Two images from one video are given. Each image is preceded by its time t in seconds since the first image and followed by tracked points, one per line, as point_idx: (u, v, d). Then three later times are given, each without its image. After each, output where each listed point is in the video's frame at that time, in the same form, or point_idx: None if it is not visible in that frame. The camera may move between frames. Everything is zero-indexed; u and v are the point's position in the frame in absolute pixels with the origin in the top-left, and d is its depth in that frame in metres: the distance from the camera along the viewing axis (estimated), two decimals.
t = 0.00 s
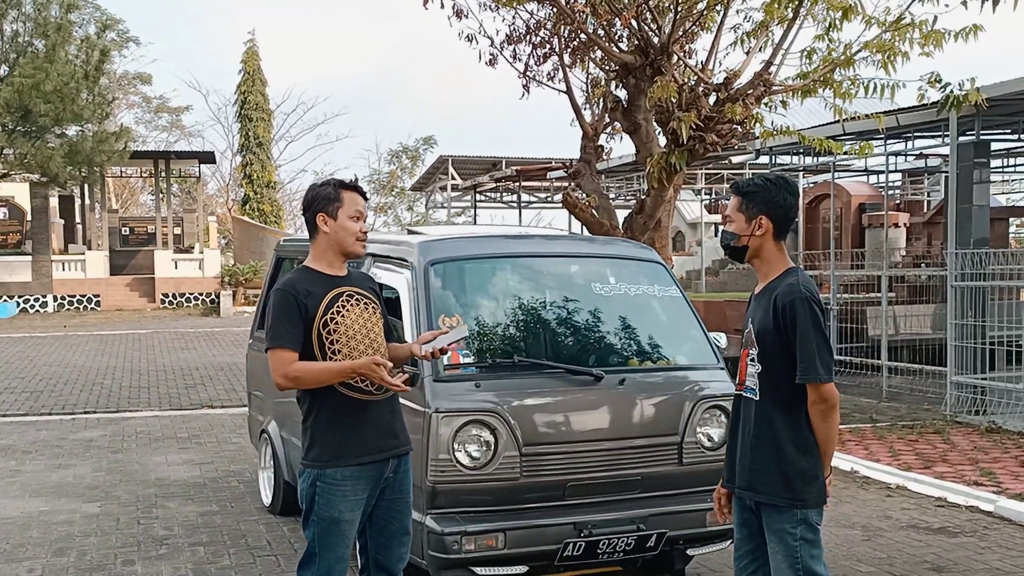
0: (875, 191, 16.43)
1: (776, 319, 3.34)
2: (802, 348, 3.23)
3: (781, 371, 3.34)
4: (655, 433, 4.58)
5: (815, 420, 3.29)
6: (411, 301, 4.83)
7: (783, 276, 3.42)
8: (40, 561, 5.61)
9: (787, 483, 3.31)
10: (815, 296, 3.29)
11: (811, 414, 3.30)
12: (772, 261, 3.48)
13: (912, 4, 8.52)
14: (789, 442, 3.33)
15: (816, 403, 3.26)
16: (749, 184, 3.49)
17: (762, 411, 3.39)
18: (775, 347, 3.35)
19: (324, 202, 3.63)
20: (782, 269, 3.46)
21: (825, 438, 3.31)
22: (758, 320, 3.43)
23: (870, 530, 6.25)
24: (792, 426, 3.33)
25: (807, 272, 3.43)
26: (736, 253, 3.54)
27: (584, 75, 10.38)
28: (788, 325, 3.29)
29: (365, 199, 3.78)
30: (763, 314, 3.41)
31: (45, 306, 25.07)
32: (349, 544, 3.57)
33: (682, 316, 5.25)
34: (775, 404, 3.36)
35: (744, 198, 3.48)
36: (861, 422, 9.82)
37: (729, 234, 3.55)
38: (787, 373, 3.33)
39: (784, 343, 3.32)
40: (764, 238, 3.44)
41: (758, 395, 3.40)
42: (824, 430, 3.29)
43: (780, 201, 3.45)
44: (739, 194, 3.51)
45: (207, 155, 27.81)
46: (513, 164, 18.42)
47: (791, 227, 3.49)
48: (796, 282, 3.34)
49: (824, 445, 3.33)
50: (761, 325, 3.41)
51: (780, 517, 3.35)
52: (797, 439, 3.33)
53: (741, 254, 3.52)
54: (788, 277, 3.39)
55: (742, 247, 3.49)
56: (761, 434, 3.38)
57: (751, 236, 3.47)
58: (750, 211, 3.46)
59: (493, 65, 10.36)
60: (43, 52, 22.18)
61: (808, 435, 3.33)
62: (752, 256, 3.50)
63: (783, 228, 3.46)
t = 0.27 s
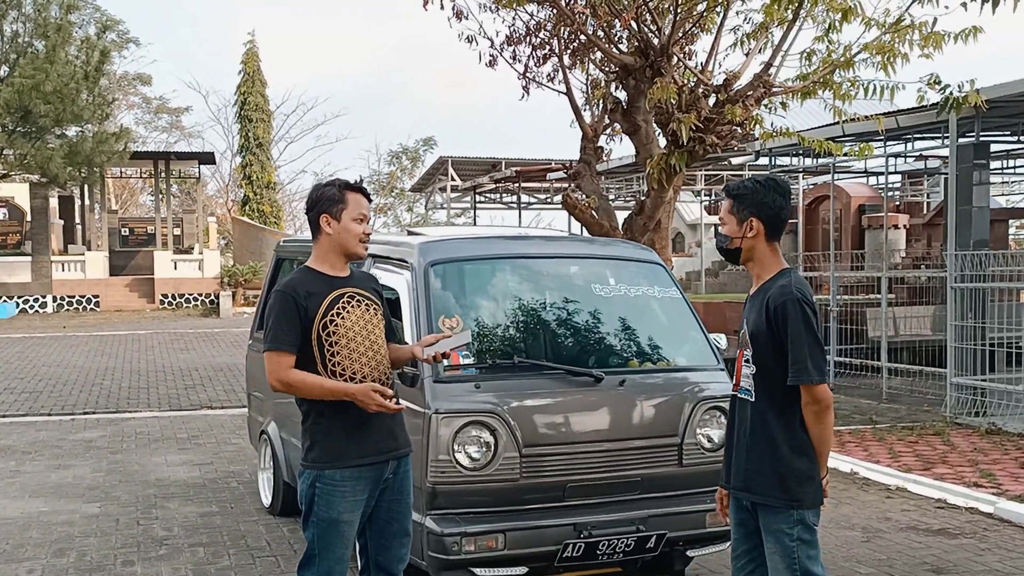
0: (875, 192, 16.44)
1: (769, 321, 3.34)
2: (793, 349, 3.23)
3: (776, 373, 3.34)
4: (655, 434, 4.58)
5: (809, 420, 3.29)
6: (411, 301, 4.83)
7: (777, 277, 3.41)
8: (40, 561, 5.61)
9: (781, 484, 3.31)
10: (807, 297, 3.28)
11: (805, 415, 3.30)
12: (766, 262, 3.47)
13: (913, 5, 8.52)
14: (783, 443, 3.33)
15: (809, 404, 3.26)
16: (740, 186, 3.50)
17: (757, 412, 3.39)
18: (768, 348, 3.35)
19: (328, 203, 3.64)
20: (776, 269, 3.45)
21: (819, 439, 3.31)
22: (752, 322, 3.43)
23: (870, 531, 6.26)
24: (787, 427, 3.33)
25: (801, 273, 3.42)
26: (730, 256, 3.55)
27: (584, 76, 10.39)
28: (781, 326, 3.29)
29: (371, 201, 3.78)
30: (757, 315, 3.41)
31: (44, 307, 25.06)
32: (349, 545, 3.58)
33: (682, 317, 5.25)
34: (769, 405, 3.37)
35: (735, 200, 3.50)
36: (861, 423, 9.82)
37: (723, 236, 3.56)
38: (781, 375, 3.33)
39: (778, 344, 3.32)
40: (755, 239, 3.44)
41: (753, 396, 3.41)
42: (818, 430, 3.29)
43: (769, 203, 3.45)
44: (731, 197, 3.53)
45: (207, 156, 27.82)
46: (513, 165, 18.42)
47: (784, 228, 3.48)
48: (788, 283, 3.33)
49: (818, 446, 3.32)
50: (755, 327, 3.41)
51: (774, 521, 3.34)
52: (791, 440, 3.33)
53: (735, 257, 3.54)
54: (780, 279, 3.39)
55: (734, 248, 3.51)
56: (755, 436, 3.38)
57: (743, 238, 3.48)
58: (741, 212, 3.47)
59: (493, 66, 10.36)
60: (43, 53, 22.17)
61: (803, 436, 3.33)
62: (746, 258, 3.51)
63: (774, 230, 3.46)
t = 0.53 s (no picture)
0: (875, 195, 16.44)
1: (768, 325, 3.34)
2: (793, 353, 3.23)
3: (776, 377, 3.35)
4: (654, 436, 4.58)
5: (812, 423, 3.30)
6: (412, 303, 4.82)
7: (774, 280, 3.41)
8: (39, 562, 5.61)
9: (785, 488, 3.32)
10: (806, 300, 3.28)
11: (808, 418, 3.30)
12: (762, 266, 3.48)
13: (913, 8, 8.53)
14: (785, 448, 3.33)
15: (811, 407, 3.27)
16: (731, 192, 3.51)
17: (758, 416, 3.40)
18: (768, 354, 3.35)
19: (332, 204, 3.64)
20: (774, 273, 3.46)
21: (822, 442, 3.31)
22: (751, 328, 3.43)
23: (870, 534, 6.26)
24: (789, 431, 3.34)
25: (799, 276, 3.42)
26: (726, 263, 3.57)
27: (584, 79, 10.40)
28: (780, 330, 3.30)
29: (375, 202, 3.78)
30: (756, 321, 3.41)
31: (45, 308, 25.07)
32: (348, 547, 3.57)
33: (683, 319, 5.25)
34: (770, 410, 3.37)
35: (725, 207, 3.51)
36: (861, 425, 9.82)
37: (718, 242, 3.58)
38: (782, 379, 3.33)
39: (778, 348, 3.32)
40: (748, 243, 3.44)
41: (755, 401, 3.41)
42: (821, 433, 3.29)
43: (760, 208, 3.45)
44: (722, 203, 3.54)
45: (207, 157, 27.84)
46: (513, 167, 18.43)
47: (777, 232, 3.48)
48: (786, 286, 3.33)
49: (821, 449, 3.33)
50: (755, 333, 3.42)
51: (776, 523, 3.34)
52: (794, 444, 3.33)
53: (730, 263, 3.55)
54: (776, 283, 3.38)
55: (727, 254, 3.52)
56: (757, 440, 3.38)
57: (736, 243, 3.48)
58: (732, 218, 3.48)
59: (493, 68, 10.38)
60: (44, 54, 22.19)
61: (806, 440, 3.33)
62: (741, 264, 3.51)
63: (767, 234, 3.46)
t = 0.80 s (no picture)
0: (876, 196, 16.44)
1: (773, 327, 3.34)
2: (799, 354, 3.22)
3: (783, 378, 3.35)
4: (655, 437, 4.58)
5: (822, 424, 3.29)
6: (412, 304, 4.82)
7: (780, 280, 3.41)
8: (39, 563, 5.60)
9: (797, 491, 3.32)
10: (811, 299, 3.27)
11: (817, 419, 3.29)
12: (769, 265, 3.48)
13: (913, 9, 8.53)
14: (796, 450, 3.33)
15: (821, 407, 3.26)
16: (739, 190, 3.51)
17: (769, 420, 3.40)
18: (775, 356, 3.35)
19: (334, 204, 3.64)
20: (781, 271, 3.46)
21: (833, 443, 3.30)
22: (759, 329, 3.44)
23: (870, 535, 6.25)
24: (799, 433, 3.33)
25: (806, 276, 3.41)
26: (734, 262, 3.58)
27: (585, 80, 10.40)
28: (786, 331, 3.29)
29: (377, 201, 3.77)
30: (762, 322, 3.41)
31: (45, 308, 25.09)
32: (350, 547, 3.57)
33: (683, 320, 5.25)
34: (780, 411, 3.37)
35: (734, 204, 3.52)
36: (862, 426, 9.82)
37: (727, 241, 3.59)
38: (789, 381, 3.33)
39: (784, 350, 3.32)
40: (754, 241, 3.45)
41: (765, 404, 3.42)
42: (831, 434, 3.29)
43: (767, 205, 3.45)
44: (732, 201, 3.54)
45: (208, 158, 27.85)
46: (514, 168, 18.43)
47: (786, 230, 3.47)
48: (791, 286, 3.33)
49: (833, 450, 3.32)
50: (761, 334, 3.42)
51: (787, 526, 3.34)
52: (805, 446, 3.33)
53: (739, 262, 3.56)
54: (782, 283, 3.39)
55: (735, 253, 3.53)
56: (768, 443, 3.39)
57: (744, 240, 3.49)
58: (739, 217, 3.49)
59: (494, 68, 10.39)
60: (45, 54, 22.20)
61: (817, 441, 3.32)
62: (748, 261, 3.52)
63: (774, 233, 3.45)
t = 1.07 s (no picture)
0: (876, 196, 16.44)
1: (780, 329, 3.34)
2: (804, 358, 3.22)
3: (790, 381, 3.35)
4: (655, 437, 4.58)
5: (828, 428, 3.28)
6: (411, 304, 4.83)
7: (788, 283, 3.40)
8: (39, 563, 5.60)
9: (803, 494, 3.31)
10: (817, 303, 3.27)
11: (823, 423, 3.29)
12: (778, 268, 3.47)
13: (914, 9, 8.53)
14: (803, 453, 3.33)
15: (826, 411, 3.25)
16: (742, 194, 3.52)
17: (776, 422, 3.40)
18: (782, 359, 3.35)
19: (335, 203, 3.63)
20: (790, 272, 3.45)
21: (839, 447, 3.29)
22: (767, 332, 3.44)
23: (870, 535, 6.25)
24: (806, 436, 3.33)
25: (814, 277, 3.40)
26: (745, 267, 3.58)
27: (585, 79, 10.40)
28: (791, 334, 3.29)
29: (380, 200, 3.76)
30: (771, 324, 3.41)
31: (45, 308, 25.09)
32: (349, 547, 3.56)
33: (684, 320, 5.25)
34: (787, 414, 3.37)
35: (738, 210, 3.52)
36: (862, 426, 9.82)
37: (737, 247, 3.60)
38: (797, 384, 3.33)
39: (791, 353, 3.32)
40: (760, 245, 3.44)
41: (773, 406, 3.42)
42: (836, 438, 3.27)
43: (771, 207, 3.44)
44: (736, 206, 3.55)
45: (208, 158, 27.85)
46: (514, 168, 18.42)
47: (792, 233, 3.47)
48: (797, 289, 3.32)
49: (839, 454, 3.31)
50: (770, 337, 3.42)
51: (792, 528, 3.35)
52: (811, 450, 3.32)
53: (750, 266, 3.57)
54: (789, 285, 3.38)
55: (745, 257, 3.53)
56: (776, 445, 3.39)
57: (751, 245, 3.49)
58: (744, 221, 3.49)
59: (494, 68, 10.39)
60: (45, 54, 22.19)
61: (824, 445, 3.31)
62: (757, 266, 3.52)
63: (780, 236, 3.45)
